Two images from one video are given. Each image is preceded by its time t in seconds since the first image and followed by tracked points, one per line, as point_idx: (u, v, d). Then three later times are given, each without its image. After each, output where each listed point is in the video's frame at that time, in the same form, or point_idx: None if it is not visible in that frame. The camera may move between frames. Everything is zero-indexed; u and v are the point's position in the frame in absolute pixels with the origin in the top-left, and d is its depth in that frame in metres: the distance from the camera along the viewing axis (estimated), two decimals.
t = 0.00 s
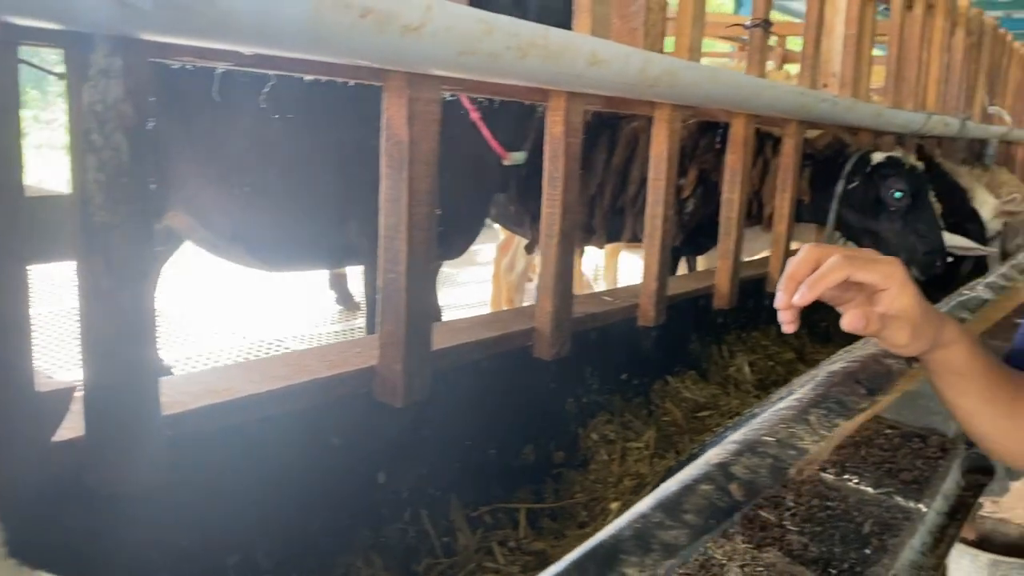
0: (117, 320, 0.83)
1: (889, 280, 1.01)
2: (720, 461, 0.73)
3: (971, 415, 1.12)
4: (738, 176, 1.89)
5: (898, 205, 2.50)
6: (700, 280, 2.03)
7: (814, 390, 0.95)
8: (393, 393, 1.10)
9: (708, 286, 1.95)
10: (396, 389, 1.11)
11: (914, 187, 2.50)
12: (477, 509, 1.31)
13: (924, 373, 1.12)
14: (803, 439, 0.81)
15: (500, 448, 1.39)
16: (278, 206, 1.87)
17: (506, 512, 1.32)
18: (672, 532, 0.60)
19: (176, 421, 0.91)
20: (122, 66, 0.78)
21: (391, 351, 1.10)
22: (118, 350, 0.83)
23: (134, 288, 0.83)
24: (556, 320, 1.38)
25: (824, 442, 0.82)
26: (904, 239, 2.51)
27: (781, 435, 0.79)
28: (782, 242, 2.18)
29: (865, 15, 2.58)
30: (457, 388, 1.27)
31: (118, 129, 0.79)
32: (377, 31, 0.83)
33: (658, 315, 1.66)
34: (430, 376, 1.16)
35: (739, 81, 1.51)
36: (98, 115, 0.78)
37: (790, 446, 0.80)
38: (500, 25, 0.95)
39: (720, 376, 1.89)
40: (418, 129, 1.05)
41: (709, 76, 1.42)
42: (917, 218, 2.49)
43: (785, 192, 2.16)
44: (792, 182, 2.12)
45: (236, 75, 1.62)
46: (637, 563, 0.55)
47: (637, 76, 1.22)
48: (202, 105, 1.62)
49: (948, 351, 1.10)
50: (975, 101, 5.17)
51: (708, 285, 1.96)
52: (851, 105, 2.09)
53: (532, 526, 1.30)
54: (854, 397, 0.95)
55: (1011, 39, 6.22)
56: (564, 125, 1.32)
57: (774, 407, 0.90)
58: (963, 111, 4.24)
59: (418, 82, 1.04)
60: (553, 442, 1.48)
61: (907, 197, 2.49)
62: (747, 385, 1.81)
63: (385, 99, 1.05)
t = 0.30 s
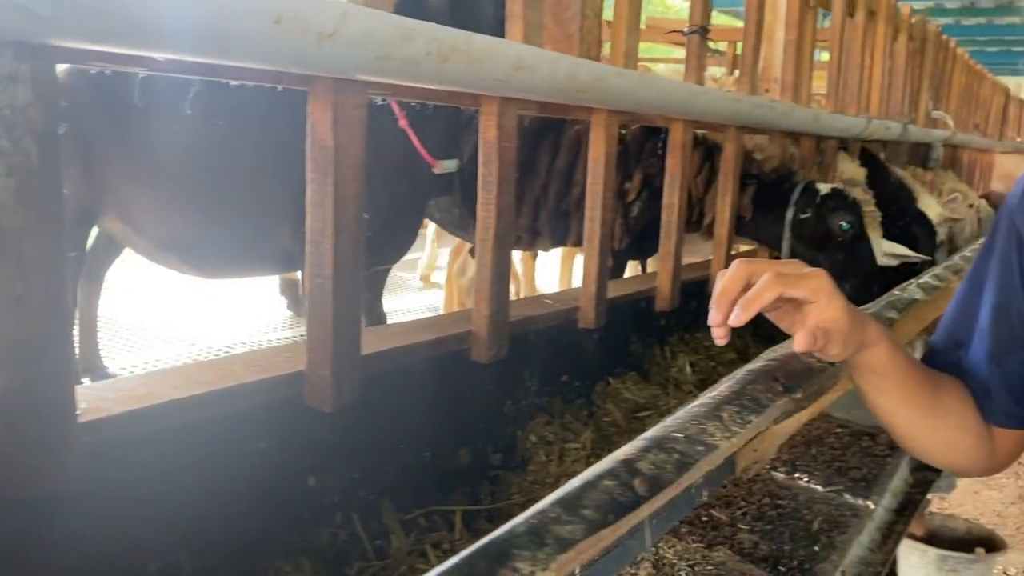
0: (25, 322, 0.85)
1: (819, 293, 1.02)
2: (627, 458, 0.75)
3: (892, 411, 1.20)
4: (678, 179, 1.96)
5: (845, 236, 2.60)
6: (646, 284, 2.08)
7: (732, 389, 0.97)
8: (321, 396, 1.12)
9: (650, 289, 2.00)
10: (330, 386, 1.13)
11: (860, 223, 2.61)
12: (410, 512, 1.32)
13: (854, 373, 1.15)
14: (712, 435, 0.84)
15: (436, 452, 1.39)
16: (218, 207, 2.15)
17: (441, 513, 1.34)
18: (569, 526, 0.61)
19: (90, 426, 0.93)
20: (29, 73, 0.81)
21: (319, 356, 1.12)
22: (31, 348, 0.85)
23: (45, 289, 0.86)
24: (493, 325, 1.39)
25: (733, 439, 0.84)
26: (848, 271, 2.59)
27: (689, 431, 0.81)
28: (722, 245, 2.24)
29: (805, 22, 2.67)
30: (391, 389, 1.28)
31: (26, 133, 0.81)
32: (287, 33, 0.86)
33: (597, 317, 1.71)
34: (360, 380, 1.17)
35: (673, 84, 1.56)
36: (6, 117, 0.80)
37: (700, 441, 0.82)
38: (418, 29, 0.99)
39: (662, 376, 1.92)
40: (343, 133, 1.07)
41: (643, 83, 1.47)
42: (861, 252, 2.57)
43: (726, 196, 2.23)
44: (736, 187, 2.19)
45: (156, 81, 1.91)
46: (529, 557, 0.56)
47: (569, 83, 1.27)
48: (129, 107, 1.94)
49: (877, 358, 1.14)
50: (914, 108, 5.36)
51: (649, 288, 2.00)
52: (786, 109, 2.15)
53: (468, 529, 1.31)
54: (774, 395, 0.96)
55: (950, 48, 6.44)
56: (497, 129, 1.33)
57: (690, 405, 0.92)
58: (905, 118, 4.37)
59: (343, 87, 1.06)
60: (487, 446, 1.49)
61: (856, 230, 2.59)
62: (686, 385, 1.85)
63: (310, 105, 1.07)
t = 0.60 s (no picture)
0: None
1: (748, 311, 1.05)
2: (536, 457, 0.74)
3: (821, 411, 1.23)
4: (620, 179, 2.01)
5: (787, 261, 2.86)
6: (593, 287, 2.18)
7: (653, 386, 0.99)
8: (245, 402, 1.18)
9: (594, 290, 2.06)
10: (271, 386, 1.19)
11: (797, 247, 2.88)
12: (342, 518, 1.45)
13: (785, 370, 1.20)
14: (628, 434, 0.84)
15: (368, 456, 1.50)
16: (133, 211, 2.26)
17: (373, 521, 1.44)
18: (465, 527, 0.60)
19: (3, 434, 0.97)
20: None
21: (241, 361, 1.17)
22: None
23: None
24: (428, 327, 1.46)
25: (649, 436, 0.85)
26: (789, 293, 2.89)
27: (602, 430, 0.82)
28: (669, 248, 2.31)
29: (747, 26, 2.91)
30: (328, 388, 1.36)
31: None
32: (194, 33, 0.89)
33: (538, 318, 1.78)
34: (287, 388, 1.23)
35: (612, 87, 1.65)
36: None
37: (612, 440, 0.82)
38: (336, 31, 1.04)
39: (606, 377, 2.02)
40: (261, 135, 1.12)
41: (598, 89, 1.60)
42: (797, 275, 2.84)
43: (671, 198, 2.30)
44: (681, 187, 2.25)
45: (70, 81, 2.08)
46: (419, 558, 0.56)
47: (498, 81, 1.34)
48: (52, 110, 2.12)
49: (804, 357, 1.18)
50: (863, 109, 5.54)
51: (594, 289, 2.06)
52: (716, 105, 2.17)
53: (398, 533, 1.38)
54: (695, 394, 0.99)
55: (899, 52, 6.68)
56: (428, 130, 1.40)
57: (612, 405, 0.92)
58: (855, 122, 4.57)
59: (264, 89, 1.11)
60: (424, 449, 1.58)
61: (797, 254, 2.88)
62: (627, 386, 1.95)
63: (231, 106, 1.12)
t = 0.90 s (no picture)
0: None
1: (665, 341, 1.13)
2: (438, 459, 0.74)
3: (747, 414, 1.31)
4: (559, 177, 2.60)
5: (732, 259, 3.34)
6: (535, 289, 2.75)
7: (575, 384, 0.99)
8: (166, 409, 1.56)
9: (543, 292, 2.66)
10: (195, 323, 1.57)
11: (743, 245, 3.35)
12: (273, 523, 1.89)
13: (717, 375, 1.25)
14: (542, 434, 0.84)
15: (300, 461, 1.99)
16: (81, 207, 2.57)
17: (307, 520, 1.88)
18: (350, 529, 0.60)
19: None
20: None
21: (161, 370, 1.54)
22: None
23: None
24: (359, 330, 1.94)
25: (562, 436, 0.85)
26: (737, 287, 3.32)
27: (512, 430, 0.82)
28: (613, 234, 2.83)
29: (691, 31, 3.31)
30: (262, 369, 1.80)
31: None
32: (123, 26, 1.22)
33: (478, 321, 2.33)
34: (207, 393, 1.61)
35: (514, 92, 2.11)
36: None
37: (525, 439, 0.82)
38: (244, 30, 1.40)
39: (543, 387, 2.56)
40: (176, 134, 1.48)
41: (495, 86, 2.04)
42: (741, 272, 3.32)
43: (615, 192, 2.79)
44: (570, 172, 2.58)
45: None
46: (297, 562, 0.55)
47: (418, 80, 1.79)
48: None
49: (733, 359, 1.23)
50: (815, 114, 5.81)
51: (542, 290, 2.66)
52: (608, 101, 2.54)
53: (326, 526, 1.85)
54: (617, 392, 0.99)
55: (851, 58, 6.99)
56: (356, 134, 1.86)
57: (532, 401, 0.92)
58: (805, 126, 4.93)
59: (177, 94, 1.47)
60: (363, 449, 2.15)
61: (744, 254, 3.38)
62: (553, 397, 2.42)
63: (148, 104, 1.47)
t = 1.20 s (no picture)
0: None
1: (612, 343, 1.15)
2: (373, 464, 0.75)
3: (695, 411, 1.34)
4: (519, 183, 2.64)
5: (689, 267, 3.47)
6: (494, 295, 2.79)
7: (521, 386, 1.00)
8: (114, 419, 1.56)
9: (502, 296, 2.69)
10: (142, 332, 1.57)
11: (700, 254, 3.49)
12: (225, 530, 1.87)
13: (666, 374, 1.28)
14: (481, 437, 0.86)
15: (252, 470, 1.99)
16: (32, 213, 2.67)
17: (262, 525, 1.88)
18: (277, 535, 0.61)
19: None
20: None
21: (107, 380, 1.54)
22: None
23: None
24: (312, 336, 1.95)
25: (502, 439, 0.87)
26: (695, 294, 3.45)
27: (450, 434, 0.83)
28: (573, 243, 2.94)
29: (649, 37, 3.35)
30: (217, 377, 1.80)
31: None
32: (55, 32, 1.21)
33: (434, 327, 2.34)
34: (153, 403, 1.61)
35: (471, 98, 2.17)
36: None
37: (462, 443, 0.84)
38: (187, 41, 1.41)
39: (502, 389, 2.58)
40: (117, 142, 1.48)
41: (450, 93, 2.10)
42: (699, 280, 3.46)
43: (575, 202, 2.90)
44: (527, 177, 2.64)
45: None
46: (222, 567, 0.56)
47: (366, 87, 1.80)
48: None
49: (680, 359, 1.26)
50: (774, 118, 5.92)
51: (502, 295, 2.69)
52: (563, 107, 2.60)
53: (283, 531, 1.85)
54: (562, 394, 1.01)
55: (811, 65, 7.12)
56: (306, 139, 1.87)
57: (477, 403, 0.93)
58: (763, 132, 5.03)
59: (116, 103, 1.46)
60: (316, 457, 2.14)
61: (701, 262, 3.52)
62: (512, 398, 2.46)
63: (88, 113, 1.47)
